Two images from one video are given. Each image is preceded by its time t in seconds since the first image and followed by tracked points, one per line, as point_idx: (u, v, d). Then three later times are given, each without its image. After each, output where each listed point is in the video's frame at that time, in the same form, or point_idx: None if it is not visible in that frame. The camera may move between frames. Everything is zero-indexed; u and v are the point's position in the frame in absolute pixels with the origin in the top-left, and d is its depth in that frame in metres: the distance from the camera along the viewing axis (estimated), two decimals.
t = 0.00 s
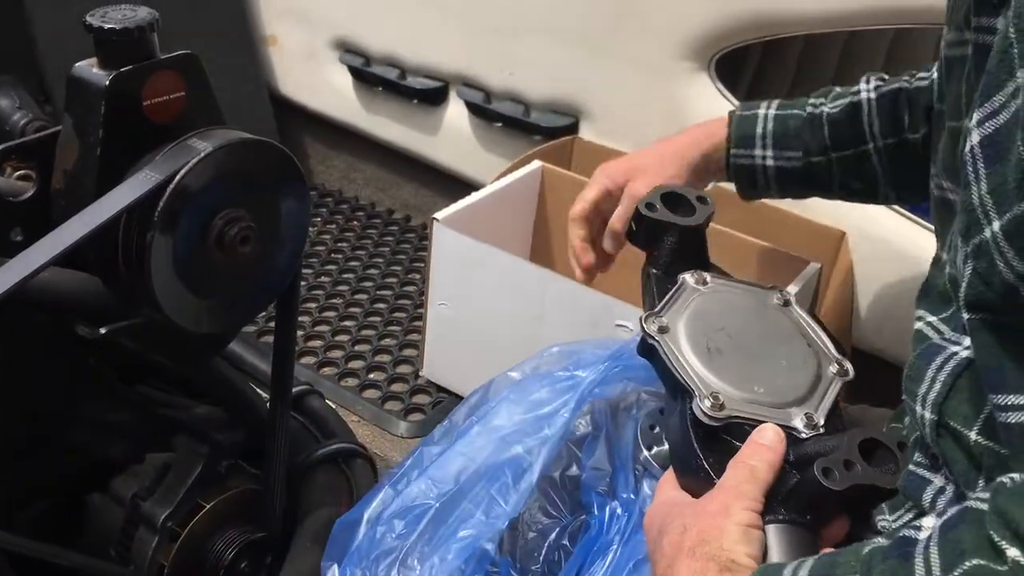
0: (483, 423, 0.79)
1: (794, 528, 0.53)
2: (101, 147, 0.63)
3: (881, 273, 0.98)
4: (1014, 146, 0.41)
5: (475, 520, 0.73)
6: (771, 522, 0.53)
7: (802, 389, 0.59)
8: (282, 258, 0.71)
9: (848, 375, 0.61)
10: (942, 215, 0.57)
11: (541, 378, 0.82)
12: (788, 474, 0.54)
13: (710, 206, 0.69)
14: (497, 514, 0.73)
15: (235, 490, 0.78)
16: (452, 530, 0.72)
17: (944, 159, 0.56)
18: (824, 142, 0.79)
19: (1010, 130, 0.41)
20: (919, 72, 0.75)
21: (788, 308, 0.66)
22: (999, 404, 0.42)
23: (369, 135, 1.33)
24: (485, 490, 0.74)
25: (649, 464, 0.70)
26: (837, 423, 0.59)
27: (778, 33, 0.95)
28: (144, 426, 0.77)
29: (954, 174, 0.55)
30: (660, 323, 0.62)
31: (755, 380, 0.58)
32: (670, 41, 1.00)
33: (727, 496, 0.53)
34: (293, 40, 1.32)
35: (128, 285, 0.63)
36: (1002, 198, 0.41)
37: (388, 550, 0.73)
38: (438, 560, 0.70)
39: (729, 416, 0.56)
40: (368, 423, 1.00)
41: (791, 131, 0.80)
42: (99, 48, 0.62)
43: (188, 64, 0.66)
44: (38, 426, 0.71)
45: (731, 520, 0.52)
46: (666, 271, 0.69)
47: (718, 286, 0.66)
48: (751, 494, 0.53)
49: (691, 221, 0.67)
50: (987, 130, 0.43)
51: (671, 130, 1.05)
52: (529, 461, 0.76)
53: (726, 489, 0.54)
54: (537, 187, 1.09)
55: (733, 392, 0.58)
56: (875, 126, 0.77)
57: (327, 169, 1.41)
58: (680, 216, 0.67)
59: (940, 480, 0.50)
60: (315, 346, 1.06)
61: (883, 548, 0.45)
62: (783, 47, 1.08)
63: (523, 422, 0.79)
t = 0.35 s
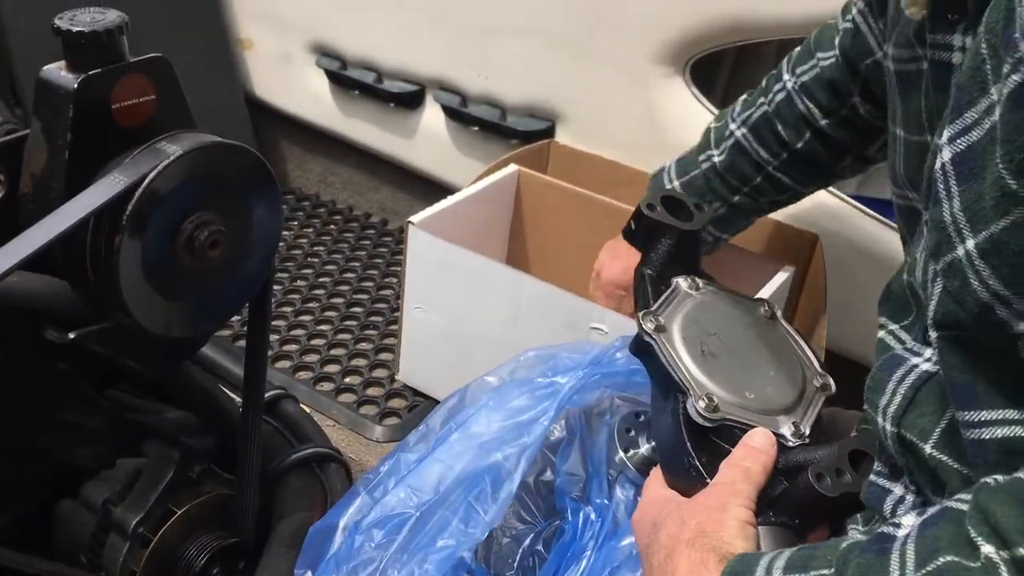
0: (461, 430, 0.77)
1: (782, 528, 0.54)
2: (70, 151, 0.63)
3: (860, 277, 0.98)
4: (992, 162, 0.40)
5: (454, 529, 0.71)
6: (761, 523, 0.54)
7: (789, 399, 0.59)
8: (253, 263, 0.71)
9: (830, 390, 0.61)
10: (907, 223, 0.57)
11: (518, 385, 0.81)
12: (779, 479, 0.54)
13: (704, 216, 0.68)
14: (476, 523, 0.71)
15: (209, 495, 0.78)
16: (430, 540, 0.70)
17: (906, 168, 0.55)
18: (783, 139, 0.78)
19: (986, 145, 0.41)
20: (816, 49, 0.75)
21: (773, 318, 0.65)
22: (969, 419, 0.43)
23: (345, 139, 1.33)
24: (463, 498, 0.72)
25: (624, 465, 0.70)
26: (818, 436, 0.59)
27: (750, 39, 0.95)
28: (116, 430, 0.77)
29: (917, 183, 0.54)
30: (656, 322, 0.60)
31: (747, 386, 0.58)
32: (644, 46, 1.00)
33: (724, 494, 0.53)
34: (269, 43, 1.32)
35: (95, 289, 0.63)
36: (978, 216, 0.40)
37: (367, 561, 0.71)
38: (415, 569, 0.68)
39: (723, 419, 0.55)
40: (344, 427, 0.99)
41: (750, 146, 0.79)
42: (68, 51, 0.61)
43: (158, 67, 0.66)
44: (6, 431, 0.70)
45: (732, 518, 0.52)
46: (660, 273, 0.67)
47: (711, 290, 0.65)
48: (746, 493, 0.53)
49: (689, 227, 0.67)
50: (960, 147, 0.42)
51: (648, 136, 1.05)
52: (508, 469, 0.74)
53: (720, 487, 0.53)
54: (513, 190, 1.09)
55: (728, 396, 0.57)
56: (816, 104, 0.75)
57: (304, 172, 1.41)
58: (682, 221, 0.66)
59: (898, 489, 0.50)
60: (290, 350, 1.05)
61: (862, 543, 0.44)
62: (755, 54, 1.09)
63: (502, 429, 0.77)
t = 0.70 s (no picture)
0: (428, 435, 0.77)
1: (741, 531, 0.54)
2: (33, 154, 0.62)
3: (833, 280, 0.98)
4: (924, 177, 0.40)
5: (420, 536, 0.71)
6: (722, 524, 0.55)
7: (754, 401, 0.59)
8: (222, 266, 0.70)
9: (796, 393, 0.61)
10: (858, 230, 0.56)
11: (485, 389, 0.81)
12: (740, 483, 0.55)
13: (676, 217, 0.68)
14: (442, 528, 0.71)
15: (177, 501, 0.77)
16: (397, 546, 0.70)
17: (853, 177, 0.55)
18: (741, 154, 0.76)
19: (919, 159, 0.41)
20: (759, 59, 0.73)
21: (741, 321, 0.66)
22: (918, 425, 0.44)
23: (319, 142, 1.32)
24: (430, 503, 0.72)
25: (592, 468, 0.70)
26: (783, 438, 0.60)
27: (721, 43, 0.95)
28: (79, 434, 0.76)
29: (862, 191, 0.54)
30: (623, 324, 0.60)
31: (711, 389, 0.58)
32: (617, 51, 1.00)
33: (683, 497, 0.53)
34: (243, 46, 1.31)
35: (60, 293, 0.62)
36: (912, 229, 0.41)
37: (333, 567, 0.70)
38: None
39: (686, 423, 0.56)
40: (316, 432, 0.99)
41: (711, 167, 0.78)
42: (31, 53, 0.61)
43: (123, 69, 0.65)
44: None
45: (689, 521, 0.52)
46: (628, 276, 0.67)
47: (679, 292, 0.65)
48: (705, 495, 0.53)
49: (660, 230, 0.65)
50: (893, 161, 0.43)
51: (621, 140, 1.05)
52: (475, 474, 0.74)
53: (679, 491, 0.54)
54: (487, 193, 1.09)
55: (692, 400, 0.57)
56: (767, 114, 0.73)
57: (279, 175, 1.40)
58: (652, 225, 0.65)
59: (857, 493, 0.50)
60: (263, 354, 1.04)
61: (816, 548, 0.44)
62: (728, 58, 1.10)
63: (468, 434, 0.77)
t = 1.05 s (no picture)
0: (397, 441, 0.76)
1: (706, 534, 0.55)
2: None
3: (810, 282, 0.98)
4: (883, 176, 0.41)
5: (388, 542, 0.70)
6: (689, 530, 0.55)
7: (724, 404, 0.59)
8: (191, 270, 0.69)
9: (766, 396, 0.61)
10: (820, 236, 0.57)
11: (455, 394, 0.80)
12: (708, 488, 0.55)
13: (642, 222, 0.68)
14: (411, 535, 0.70)
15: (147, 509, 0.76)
16: (365, 552, 0.70)
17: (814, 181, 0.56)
18: (701, 195, 0.76)
19: (878, 158, 0.42)
20: (720, 98, 0.73)
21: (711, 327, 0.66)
22: (877, 428, 0.45)
23: (296, 147, 1.32)
24: (400, 510, 0.72)
25: (565, 471, 0.70)
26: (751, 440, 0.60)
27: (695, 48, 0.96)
28: (49, 442, 0.75)
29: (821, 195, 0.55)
30: (591, 329, 0.60)
31: (680, 392, 0.58)
32: (592, 54, 1.00)
33: (650, 501, 0.53)
34: (219, 51, 1.31)
35: (26, 298, 0.61)
36: (871, 229, 0.42)
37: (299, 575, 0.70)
38: None
39: (656, 426, 0.55)
40: (292, 437, 0.98)
41: (675, 206, 0.78)
42: None
43: (91, 73, 0.65)
44: None
45: (656, 526, 0.52)
46: (597, 281, 0.67)
47: (648, 298, 0.65)
48: (671, 499, 0.53)
49: (625, 234, 0.66)
50: (854, 159, 0.43)
51: (597, 144, 1.05)
52: (444, 481, 0.73)
53: (647, 495, 0.53)
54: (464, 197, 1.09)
55: (662, 403, 0.57)
56: (727, 153, 0.73)
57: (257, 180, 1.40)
58: (616, 228, 0.65)
59: (822, 496, 0.50)
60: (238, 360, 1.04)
61: (777, 550, 0.44)
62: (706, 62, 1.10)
63: (437, 440, 0.76)
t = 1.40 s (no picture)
0: (384, 444, 0.76)
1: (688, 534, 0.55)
2: None
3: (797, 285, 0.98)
4: (908, 164, 0.41)
5: (376, 545, 0.69)
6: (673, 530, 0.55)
7: (710, 407, 0.59)
8: (175, 276, 0.69)
9: (751, 401, 0.61)
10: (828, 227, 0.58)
11: (443, 397, 0.80)
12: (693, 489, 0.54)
13: (632, 229, 0.70)
14: (399, 539, 0.70)
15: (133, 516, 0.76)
16: (353, 556, 0.69)
17: (828, 161, 0.58)
18: (686, 114, 0.85)
19: (906, 146, 0.42)
20: (744, 33, 0.81)
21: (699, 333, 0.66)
22: (869, 428, 0.47)
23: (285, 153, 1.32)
24: (388, 513, 0.71)
25: (553, 474, 0.73)
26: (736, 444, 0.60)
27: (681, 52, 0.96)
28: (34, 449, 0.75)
29: (838, 175, 0.58)
30: (579, 329, 0.61)
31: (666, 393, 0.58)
32: (579, 59, 1.01)
33: (634, 499, 0.53)
34: (208, 57, 1.31)
35: (10, 306, 0.61)
36: (890, 219, 0.42)
37: None
38: None
39: (641, 425, 0.55)
40: (279, 444, 0.98)
41: (656, 113, 0.87)
42: None
43: (75, 79, 0.65)
44: None
45: (640, 522, 0.51)
46: (585, 282, 0.69)
47: (636, 302, 0.65)
48: (656, 498, 0.52)
49: (616, 235, 0.68)
50: (881, 147, 0.43)
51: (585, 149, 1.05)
52: (432, 485, 0.73)
53: (631, 493, 0.53)
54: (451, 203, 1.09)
55: (647, 403, 0.57)
56: (731, 87, 0.81)
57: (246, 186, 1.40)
58: (607, 229, 0.68)
59: (805, 494, 0.52)
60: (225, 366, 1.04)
61: (762, 551, 0.44)
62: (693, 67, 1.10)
63: (425, 442, 0.76)
